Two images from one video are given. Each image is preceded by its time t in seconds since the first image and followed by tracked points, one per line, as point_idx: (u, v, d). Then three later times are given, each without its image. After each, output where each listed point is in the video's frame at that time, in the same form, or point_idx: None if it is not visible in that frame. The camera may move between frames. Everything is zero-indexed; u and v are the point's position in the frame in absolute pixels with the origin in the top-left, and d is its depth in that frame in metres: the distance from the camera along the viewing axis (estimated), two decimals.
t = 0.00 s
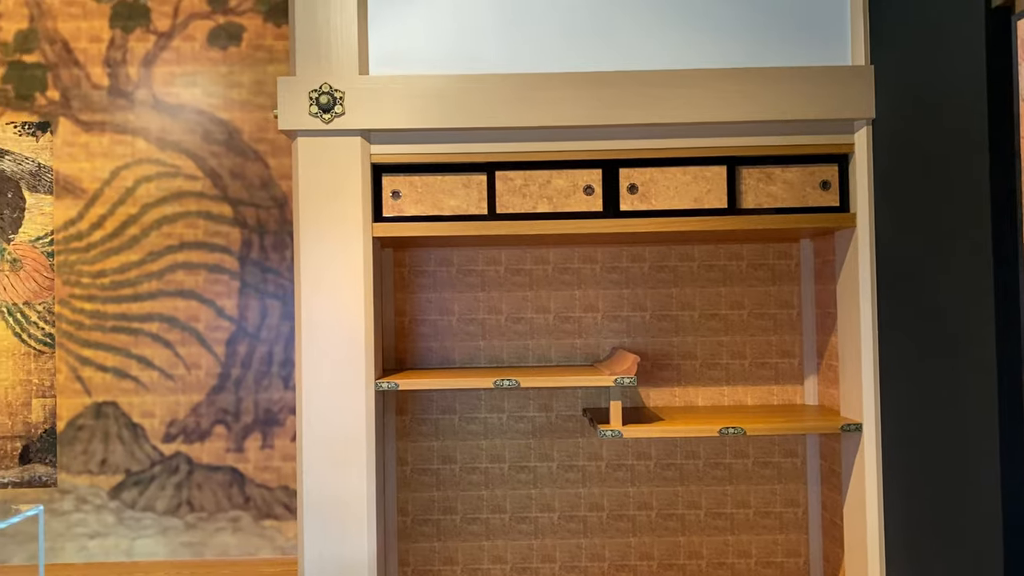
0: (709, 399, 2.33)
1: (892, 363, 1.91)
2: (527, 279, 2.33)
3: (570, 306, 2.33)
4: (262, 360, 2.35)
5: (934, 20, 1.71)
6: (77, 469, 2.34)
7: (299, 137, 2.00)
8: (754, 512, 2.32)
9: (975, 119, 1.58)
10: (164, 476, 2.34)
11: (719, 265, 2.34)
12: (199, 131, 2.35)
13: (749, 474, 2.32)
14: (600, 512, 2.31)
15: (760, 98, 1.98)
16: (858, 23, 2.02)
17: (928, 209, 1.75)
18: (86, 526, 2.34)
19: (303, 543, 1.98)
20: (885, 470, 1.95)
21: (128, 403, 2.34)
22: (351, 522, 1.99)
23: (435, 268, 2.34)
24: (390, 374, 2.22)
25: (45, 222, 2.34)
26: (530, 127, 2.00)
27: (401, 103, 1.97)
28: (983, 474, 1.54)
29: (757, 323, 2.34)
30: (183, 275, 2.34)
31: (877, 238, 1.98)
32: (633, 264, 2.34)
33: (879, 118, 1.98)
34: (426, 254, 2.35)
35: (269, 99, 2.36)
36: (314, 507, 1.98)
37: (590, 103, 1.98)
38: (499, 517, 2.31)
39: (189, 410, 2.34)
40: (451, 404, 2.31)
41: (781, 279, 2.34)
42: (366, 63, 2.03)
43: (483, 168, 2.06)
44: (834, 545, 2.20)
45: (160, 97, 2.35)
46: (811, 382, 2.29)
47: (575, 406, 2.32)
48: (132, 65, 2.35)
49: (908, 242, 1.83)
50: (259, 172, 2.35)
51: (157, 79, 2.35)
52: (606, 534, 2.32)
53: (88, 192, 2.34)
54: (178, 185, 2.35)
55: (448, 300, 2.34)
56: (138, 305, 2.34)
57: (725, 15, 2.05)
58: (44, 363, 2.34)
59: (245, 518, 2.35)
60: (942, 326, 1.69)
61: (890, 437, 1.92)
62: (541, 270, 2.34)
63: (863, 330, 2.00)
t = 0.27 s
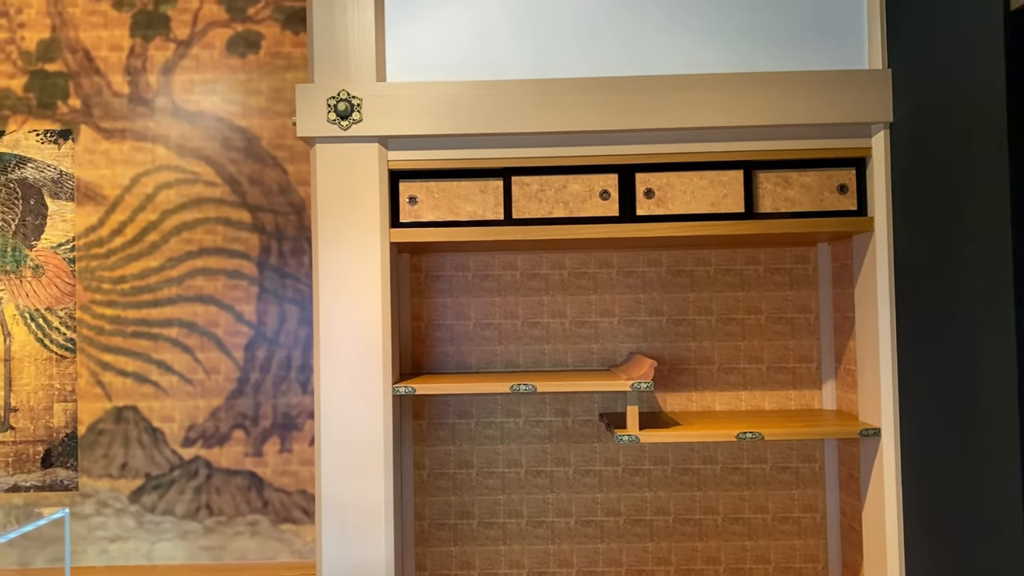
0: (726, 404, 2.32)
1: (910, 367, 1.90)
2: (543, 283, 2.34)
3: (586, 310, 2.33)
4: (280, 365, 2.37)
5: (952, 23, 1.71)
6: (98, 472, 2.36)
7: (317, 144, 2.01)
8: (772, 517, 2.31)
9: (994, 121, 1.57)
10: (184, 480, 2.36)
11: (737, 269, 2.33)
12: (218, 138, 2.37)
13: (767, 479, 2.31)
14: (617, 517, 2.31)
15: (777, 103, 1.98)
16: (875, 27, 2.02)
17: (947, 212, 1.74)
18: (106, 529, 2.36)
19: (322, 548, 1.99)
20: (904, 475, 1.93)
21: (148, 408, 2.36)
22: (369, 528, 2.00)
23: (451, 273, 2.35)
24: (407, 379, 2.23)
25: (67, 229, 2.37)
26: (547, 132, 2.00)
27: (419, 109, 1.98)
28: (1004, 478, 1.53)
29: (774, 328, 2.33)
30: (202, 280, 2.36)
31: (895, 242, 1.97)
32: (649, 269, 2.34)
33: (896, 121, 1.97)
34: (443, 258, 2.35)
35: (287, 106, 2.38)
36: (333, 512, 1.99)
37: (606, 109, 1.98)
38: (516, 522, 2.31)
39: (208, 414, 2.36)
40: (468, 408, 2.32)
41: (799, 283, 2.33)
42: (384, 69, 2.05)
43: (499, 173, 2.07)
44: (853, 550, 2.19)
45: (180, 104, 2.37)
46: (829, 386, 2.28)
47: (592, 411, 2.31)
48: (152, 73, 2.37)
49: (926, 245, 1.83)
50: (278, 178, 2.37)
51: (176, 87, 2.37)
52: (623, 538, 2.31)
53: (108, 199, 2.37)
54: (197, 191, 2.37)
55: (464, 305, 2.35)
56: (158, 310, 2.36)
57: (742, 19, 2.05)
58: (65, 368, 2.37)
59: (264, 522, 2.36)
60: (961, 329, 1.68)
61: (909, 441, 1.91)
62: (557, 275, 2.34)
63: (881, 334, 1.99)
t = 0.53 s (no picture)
0: (745, 409, 2.31)
1: (932, 372, 1.89)
2: (561, 288, 2.34)
3: (604, 315, 2.33)
4: (299, 370, 2.38)
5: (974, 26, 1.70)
6: (119, 476, 2.38)
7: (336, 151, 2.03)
8: (792, 523, 2.30)
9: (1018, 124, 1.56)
10: (204, 484, 2.38)
11: (755, 273, 2.33)
12: (238, 145, 2.39)
13: (787, 485, 2.30)
14: (635, 523, 2.31)
15: (795, 107, 1.97)
16: (894, 30, 2.01)
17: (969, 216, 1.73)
18: (128, 533, 2.39)
19: (342, 553, 2.00)
20: (926, 481, 1.92)
21: (169, 412, 2.38)
22: (388, 533, 2.00)
23: (469, 278, 2.36)
24: (425, 384, 2.23)
25: (90, 235, 2.39)
26: (565, 137, 2.01)
27: (437, 116, 1.99)
28: None
29: (794, 332, 2.32)
30: (222, 286, 2.38)
31: (916, 246, 1.96)
32: (667, 273, 2.33)
33: (916, 124, 1.96)
34: (460, 263, 2.36)
35: (306, 113, 2.40)
36: (352, 518, 2.00)
37: (624, 114, 1.98)
38: (534, 527, 2.31)
39: (228, 418, 2.38)
40: (485, 413, 2.32)
41: (818, 287, 2.32)
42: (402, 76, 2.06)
43: (517, 179, 2.07)
44: (874, 557, 2.17)
45: (200, 112, 2.40)
46: (849, 391, 2.27)
47: (609, 416, 2.31)
48: (173, 81, 2.40)
49: (948, 249, 1.81)
50: (297, 184, 2.39)
51: (197, 94, 2.40)
52: (642, 544, 2.31)
53: (130, 205, 2.39)
54: (218, 198, 2.39)
55: (482, 309, 2.36)
56: (179, 316, 2.39)
57: (760, 23, 2.04)
58: (87, 373, 2.39)
59: (283, 526, 2.37)
60: (985, 333, 1.66)
61: (931, 447, 1.89)
62: (575, 280, 2.34)
63: (902, 338, 1.97)
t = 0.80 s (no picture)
0: (766, 413, 2.30)
1: (954, 375, 1.88)
2: (579, 292, 2.34)
3: (623, 319, 2.33)
4: (320, 374, 2.40)
5: (995, 27, 1.69)
6: (143, 479, 2.41)
7: (356, 157, 2.04)
8: (813, 528, 2.28)
9: None
10: (226, 487, 2.40)
11: (776, 277, 2.32)
12: (259, 151, 2.41)
13: (807, 489, 2.29)
14: (655, 527, 2.31)
15: (815, 111, 1.96)
16: (915, 33, 2.00)
17: (991, 217, 1.71)
18: (151, 535, 2.41)
19: (362, 557, 2.02)
20: (948, 485, 1.90)
21: (192, 416, 2.41)
22: (408, 536, 2.01)
23: (488, 282, 2.36)
24: (444, 387, 2.24)
25: (114, 241, 2.42)
26: (584, 141, 2.01)
27: (456, 121, 2.00)
28: None
29: (814, 336, 2.31)
30: (244, 291, 2.41)
31: (937, 249, 1.94)
32: (687, 277, 2.33)
33: (937, 126, 1.95)
34: (479, 268, 2.37)
35: (326, 119, 2.41)
36: (372, 521, 2.01)
37: (643, 118, 1.98)
38: (553, 531, 2.32)
39: (249, 422, 2.40)
40: (504, 417, 2.33)
41: (839, 291, 2.31)
42: (421, 82, 2.07)
43: (535, 183, 2.07)
44: (896, 562, 2.16)
45: (222, 118, 2.42)
46: (870, 395, 2.25)
47: (629, 420, 2.31)
48: (195, 88, 2.42)
49: (969, 251, 1.80)
50: (317, 190, 2.40)
51: (219, 101, 2.42)
52: (662, 548, 2.31)
53: (153, 211, 2.42)
54: (239, 203, 2.41)
55: (501, 313, 2.36)
56: (201, 320, 2.41)
57: (780, 26, 2.04)
58: (111, 377, 2.42)
59: (304, 529, 2.39)
60: (1007, 336, 1.65)
61: (954, 451, 1.88)
62: (593, 283, 2.34)
63: (924, 341, 1.96)
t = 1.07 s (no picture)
0: (788, 416, 2.29)
1: (980, 378, 1.85)
2: (599, 294, 2.33)
3: (644, 322, 2.32)
4: (341, 376, 2.41)
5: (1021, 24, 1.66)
6: (166, 481, 2.42)
7: (376, 160, 2.05)
8: (836, 532, 2.26)
9: None
10: (248, 489, 2.41)
11: (798, 279, 2.30)
12: (280, 155, 2.43)
13: (831, 493, 2.27)
14: (676, 530, 2.29)
15: (838, 111, 1.95)
16: (939, 31, 1.98)
17: (1017, 218, 1.69)
18: (174, 537, 2.43)
19: (383, 559, 2.02)
20: (975, 489, 1.88)
21: (214, 419, 2.42)
22: (428, 539, 2.01)
23: (507, 285, 2.36)
24: (464, 390, 2.24)
25: (137, 244, 2.45)
26: (604, 143, 2.00)
27: (476, 124, 2.00)
28: None
29: (837, 338, 2.29)
30: (265, 294, 2.42)
31: (962, 250, 1.92)
32: (708, 279, 2.32)
33: (962, 126, 1.92)
34: (499, 270, 2.37)
35: (346, 123, 2.42)
36: (393, 524, 2.01)
37: (664, 119, 1.97)
38: (574, 534, 2.31)
39: (271, 424, 2.41)
40: (525, 420, 2.33)
41: (862, 292, 2.29)
42: (441, 85, 2.07)
43: (556, 185, 2.07)
44: (922, 567, 2.13)
45: (243, 122, 2.44)
46: (895, 398, 2.23)
47: (650, 423, 2.30)
48: (217, 93, 2.44)
49: (995, 253, 1.78)
50: (338, 193, 2.42)
51: (240, 106, 2.44)
52: (683, 552, 2.29)
53: (176, 215, 2.44)
54: (261, 207, 2.43)
55: (521, 316, 2.36)
56: (223, 323, 2.43)
57: (802, 26, 2.02)
58: (135, 380, 2.44)
59: (326, 531, 2.40)
60: None
61: (980, 455, 1.85)
62: (614, 286, 2.33)
63: (949, 344, 1.94)
